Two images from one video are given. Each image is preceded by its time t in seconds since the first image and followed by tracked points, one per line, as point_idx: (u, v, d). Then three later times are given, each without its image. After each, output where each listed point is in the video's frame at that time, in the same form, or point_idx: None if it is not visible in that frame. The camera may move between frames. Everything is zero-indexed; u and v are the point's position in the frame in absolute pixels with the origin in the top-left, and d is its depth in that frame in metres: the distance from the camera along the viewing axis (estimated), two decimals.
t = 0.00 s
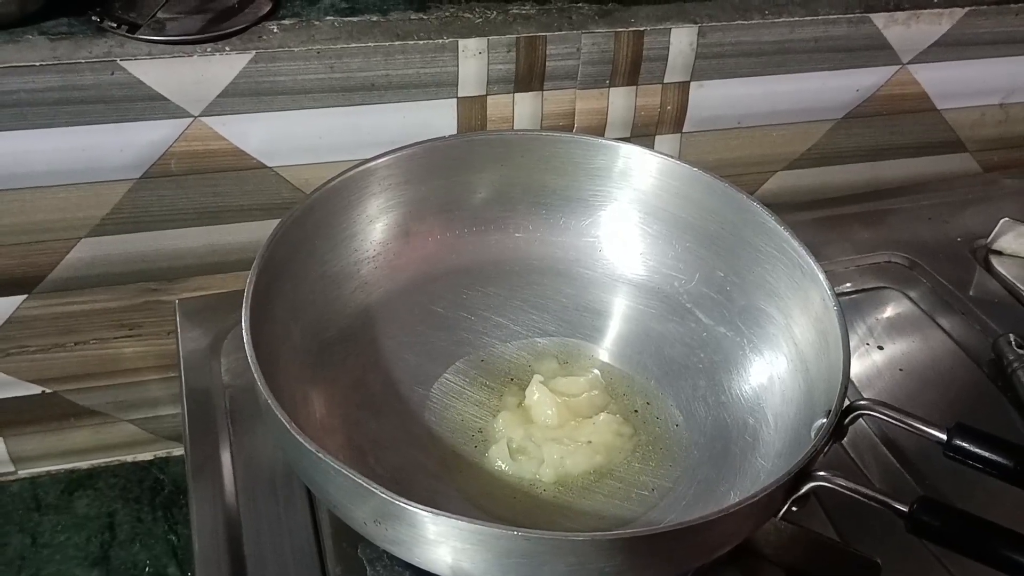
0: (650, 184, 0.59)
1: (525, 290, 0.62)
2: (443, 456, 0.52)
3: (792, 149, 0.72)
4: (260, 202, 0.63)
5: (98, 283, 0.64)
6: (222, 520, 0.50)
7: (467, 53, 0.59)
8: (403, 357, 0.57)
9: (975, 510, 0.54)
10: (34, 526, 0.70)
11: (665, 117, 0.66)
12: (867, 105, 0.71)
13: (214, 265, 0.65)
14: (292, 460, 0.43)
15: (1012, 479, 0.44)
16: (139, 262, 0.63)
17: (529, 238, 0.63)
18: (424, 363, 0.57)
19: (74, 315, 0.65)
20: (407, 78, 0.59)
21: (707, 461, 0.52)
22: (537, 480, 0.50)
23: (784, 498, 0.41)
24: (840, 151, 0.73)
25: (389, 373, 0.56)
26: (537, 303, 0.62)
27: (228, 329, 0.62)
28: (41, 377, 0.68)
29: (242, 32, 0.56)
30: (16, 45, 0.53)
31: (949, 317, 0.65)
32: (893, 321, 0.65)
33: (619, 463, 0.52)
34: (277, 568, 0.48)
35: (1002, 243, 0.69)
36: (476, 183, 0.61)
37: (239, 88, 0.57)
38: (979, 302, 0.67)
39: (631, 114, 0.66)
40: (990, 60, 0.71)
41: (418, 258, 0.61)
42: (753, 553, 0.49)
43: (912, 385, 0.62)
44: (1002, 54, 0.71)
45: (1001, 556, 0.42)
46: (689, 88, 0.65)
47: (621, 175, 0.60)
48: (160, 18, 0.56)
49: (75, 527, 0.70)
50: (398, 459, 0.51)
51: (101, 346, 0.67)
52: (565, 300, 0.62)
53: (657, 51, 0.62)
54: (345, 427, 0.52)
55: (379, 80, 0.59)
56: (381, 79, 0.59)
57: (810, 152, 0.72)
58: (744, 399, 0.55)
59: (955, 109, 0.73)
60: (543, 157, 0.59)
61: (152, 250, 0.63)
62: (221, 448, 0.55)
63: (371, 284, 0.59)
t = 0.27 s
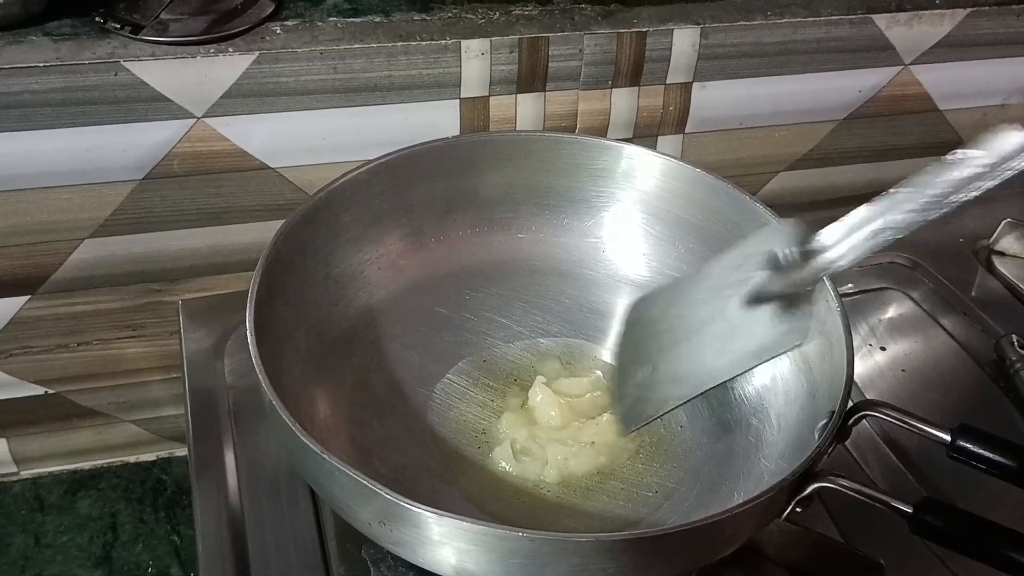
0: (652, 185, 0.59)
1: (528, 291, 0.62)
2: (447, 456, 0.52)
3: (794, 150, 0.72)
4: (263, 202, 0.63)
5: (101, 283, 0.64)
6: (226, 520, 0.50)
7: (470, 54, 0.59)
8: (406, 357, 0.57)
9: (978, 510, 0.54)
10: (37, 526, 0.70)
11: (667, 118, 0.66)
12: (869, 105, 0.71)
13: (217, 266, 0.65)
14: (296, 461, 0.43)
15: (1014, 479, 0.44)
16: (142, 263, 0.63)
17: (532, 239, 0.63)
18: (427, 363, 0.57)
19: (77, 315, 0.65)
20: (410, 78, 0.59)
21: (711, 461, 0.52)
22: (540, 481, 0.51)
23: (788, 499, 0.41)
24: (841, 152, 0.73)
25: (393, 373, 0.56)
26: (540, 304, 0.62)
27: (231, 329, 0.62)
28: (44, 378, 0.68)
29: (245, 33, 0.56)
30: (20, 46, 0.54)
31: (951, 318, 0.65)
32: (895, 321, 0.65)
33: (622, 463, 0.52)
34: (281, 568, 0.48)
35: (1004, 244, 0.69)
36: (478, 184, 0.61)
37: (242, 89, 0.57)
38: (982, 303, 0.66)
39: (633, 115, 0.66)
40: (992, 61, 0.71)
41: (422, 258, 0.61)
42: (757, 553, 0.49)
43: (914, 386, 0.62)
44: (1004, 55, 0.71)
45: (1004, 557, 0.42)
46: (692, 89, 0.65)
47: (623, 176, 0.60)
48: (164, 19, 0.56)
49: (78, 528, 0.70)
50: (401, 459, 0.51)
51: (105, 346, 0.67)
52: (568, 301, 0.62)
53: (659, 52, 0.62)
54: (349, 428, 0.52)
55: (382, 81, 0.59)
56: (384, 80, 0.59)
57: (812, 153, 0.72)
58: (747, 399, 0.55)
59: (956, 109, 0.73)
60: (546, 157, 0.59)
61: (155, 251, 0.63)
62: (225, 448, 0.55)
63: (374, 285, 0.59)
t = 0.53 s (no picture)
0: (654, 186, 0.59)
1: (530, 293, 0.62)
2: (448, 458, 0.52)
3: (796, 152, 0.72)
4: (264, 204, 0.63)
5: (102, 285, 0.63)
6: (227, 522, 0.50)
7: (472, 55, 0.59)
8: (408, 359, 0.57)
9: (981, 513, 0.54)
10: (37, 528, 0.70)
11: (669, 119, 0.66)
12: (871, 107, 0.71)
13: (219, 267, 0.65)
14: (298, 463, 0.43)
15: (1016, 482, 0.44)
16: (143, 265, 0.63)
17: (534, 241, 0.63)
18: (429, 365, 0.57)
19: (78, 317, 0.65)
20: (412, 80, 0.59)
21: (714, 464, 0.52)
22: (542, 483, 0.50)
23: (791, 502, 0.41)
24: (843, 154, 0.73)
25: (394, 375, 0.56)
26: (542, 306, 0.61)
27: (232, 331, 0.62)
28: (45, 379, 0.68)
29: (247, 34, 0.57)
30: (21, 47, 0.54)
31: (953, 319, 0.65)
32: (897, 322, 0.65)
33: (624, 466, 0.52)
34: (282, 571, 0.48)
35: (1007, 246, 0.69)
36: (480, 185, 0.61)
37: (244, 90, 0.57)
38: (984, 303, 0.66)
39: (635, 116, 0.66)
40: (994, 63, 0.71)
41: (423, 260, 0.61)
42: (759, 556, 0.49)
43: (915, 387, 0.62)
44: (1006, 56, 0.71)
45: (1006, 559, 0.42)
46: (694, 90, 0.65)
47: (626, 178, 0.60)
48: (165, 21, 0.56)
49: (79, 529, 0.70)
50: (403, 462, 0.51)
51: (105, 348, 0.67)
52: (570, 303, 0.62)
53: (662, 53, 0.62)
54: (351, 430, 0.52)
55: (384, 82, 0.59)
56: (385, 81, 0.59)
57: (814, 154, 0.72)
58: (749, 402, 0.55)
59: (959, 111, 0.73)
60: (548, 159, 0.59)
61: (156, 253, 0.63)
62: (226, 450, 0.54)
63: (375, 287, 0.59)
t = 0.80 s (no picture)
0: (652, 185, 0.59)
1: (527, 291, 0.62)
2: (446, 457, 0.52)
3: (794, 151, 0.72)
4: (261, 203, 0.63)
5: (99, 284, 0.63)
6: (224, 521, 0.50)
7: (469, 54, 0.59)
8: (404, 358, 0.57)
9: (979, 512, 0.54)
10: (35, 527, 0.70)
11: (667, 118, 0.66)
12: (870, 106, 0.70)
13: (216, 266, 0.65)
14: (294, 462, 0.43)
15: (1014, 481, 0.44)
16: (140, 264, 0.63)
17: (531, 240, 0.63)
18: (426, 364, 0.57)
19: (75, 316, 0.64)
20: (409, 79, 0.59)
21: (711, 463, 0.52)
22: (540, 482, 0.50)
23: (788, 501, 0.41)
24: (841, 153, 0.73)
25: (391, 374, 0.56)
26: (539, 305, 0.61)
27: (230, 330, 0.62)
28: (42, 378, 0.68)
29: (243, 33, 0.56)
30: (18, 45, 0.53)
31: (951, 318, 0.65)
32: (896, 321, 0.65)
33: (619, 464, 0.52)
34: (279, 570, 0.48)
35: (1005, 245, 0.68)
36: (477, 184, 0.61)
37: (241, 89, 0.57)
38: (982, 303, 0.66)
39: (633, 115, 0.65)
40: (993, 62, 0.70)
41: (419, 260, 0.61)
42: (756, 555, 0.49)
43: (913, 387, 0.62)
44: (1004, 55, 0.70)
45: (1004, 559, 0.41)
46: (692, 89, 0.65)
47: (623, 177, 0.60)
48: (162, 19, 0.55)
49: (76, 529, 0.70)
50: (399, 461, 0.51)
51: (103, 348, 0.67)
52: (567, 302, 0.62)
53: (659, 52, 0.62)
54: (347, 429, 0.52)
55: (381, 81, 0.59)
56: (383, 80, 0.59)
57: (812, 154, 0.72)
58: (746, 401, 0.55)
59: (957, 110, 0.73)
60: (545, 158, 0.59)
61: (153, 252, 0.63)
62: (222, 449, 0.54)
63: (372, 286, 0.59)
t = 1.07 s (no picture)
0: (651, 185, 0.59)
1: (526, 290, 0.62)
2: (444, 457, 0.52)
3: (793, 150, 0.71)
4: (259, 202, 0.63)
5: (97, 284, 0.63)
6: (222, 521, 0.50)
7: (468, 53, 0.59)
8: (402, 357, 0.57)
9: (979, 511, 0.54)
10: (33, 528, 0.69)
11: (666, 117, 0.66)
12: (869, 105, 0.70)
13: (214, 266, 0.65)
14: (291, 462, 0.43)
15: (1013, 481, 0.44)
16: (138, 263, 0.63)
17: (530, 239, 0.63)
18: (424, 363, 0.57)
19: (73, 316, 0.64)
20: (407, 78, 0.59)
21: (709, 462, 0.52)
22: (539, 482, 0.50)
23: (786, 501, 0.41)
24: (841, 152, 0.73)
25: (389, 374, 0.56)
26: (538, 304, 0.61)
27: (228, 330, 0.62)
28: (41, 378, 0.68)
29: (241, 31, 0.56)
30: (15, 45, 0.53)
31: (950, 318, 0.65)
32: (896, 321, 0.65)
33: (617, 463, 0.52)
34: (276, 570, 0.48)
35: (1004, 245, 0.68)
36: (476, 183, 0.61)
37: (238, 88, 0.57)
38: (982, 303, 0.66)
39: (632, 115, 0.65)
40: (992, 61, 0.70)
41: (417, 259, 0.61)
42: (756, 555, 0.49)
43: (913, 387, 0.62)
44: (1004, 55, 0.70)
45: (1005, 560, 0.41)
46: (691, 88, 0.65)
47: (622, 176, 0.60)
48: (159, 19, 0.55)
49: (74, 529, 0.70)
50: (397, 461, 0.51)
51: (100, 348, 0.67)
52: (566, 301, 0.62)
53: (659, 51, 0.62)
54: (345, 428, 0.52)
55: (379, 80, 0.59)
56: (381, 79, 0.59)
57: (811, 153, 0.72)
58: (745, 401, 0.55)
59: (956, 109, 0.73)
60: (544, 157, 0.59)
61: (151, 251, 0.63)
62: (220, 450, 0.54)
63: (370, 285, 0.59)
